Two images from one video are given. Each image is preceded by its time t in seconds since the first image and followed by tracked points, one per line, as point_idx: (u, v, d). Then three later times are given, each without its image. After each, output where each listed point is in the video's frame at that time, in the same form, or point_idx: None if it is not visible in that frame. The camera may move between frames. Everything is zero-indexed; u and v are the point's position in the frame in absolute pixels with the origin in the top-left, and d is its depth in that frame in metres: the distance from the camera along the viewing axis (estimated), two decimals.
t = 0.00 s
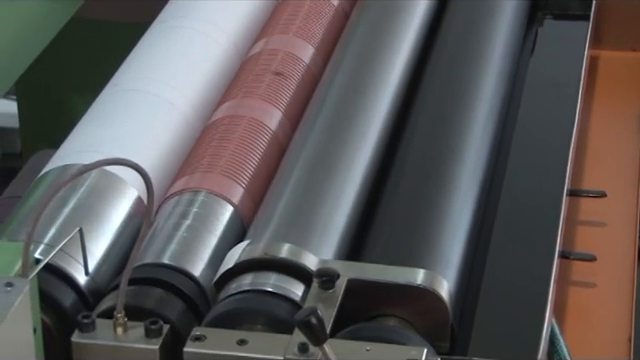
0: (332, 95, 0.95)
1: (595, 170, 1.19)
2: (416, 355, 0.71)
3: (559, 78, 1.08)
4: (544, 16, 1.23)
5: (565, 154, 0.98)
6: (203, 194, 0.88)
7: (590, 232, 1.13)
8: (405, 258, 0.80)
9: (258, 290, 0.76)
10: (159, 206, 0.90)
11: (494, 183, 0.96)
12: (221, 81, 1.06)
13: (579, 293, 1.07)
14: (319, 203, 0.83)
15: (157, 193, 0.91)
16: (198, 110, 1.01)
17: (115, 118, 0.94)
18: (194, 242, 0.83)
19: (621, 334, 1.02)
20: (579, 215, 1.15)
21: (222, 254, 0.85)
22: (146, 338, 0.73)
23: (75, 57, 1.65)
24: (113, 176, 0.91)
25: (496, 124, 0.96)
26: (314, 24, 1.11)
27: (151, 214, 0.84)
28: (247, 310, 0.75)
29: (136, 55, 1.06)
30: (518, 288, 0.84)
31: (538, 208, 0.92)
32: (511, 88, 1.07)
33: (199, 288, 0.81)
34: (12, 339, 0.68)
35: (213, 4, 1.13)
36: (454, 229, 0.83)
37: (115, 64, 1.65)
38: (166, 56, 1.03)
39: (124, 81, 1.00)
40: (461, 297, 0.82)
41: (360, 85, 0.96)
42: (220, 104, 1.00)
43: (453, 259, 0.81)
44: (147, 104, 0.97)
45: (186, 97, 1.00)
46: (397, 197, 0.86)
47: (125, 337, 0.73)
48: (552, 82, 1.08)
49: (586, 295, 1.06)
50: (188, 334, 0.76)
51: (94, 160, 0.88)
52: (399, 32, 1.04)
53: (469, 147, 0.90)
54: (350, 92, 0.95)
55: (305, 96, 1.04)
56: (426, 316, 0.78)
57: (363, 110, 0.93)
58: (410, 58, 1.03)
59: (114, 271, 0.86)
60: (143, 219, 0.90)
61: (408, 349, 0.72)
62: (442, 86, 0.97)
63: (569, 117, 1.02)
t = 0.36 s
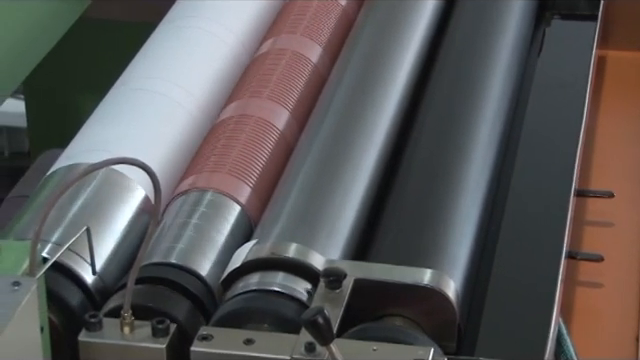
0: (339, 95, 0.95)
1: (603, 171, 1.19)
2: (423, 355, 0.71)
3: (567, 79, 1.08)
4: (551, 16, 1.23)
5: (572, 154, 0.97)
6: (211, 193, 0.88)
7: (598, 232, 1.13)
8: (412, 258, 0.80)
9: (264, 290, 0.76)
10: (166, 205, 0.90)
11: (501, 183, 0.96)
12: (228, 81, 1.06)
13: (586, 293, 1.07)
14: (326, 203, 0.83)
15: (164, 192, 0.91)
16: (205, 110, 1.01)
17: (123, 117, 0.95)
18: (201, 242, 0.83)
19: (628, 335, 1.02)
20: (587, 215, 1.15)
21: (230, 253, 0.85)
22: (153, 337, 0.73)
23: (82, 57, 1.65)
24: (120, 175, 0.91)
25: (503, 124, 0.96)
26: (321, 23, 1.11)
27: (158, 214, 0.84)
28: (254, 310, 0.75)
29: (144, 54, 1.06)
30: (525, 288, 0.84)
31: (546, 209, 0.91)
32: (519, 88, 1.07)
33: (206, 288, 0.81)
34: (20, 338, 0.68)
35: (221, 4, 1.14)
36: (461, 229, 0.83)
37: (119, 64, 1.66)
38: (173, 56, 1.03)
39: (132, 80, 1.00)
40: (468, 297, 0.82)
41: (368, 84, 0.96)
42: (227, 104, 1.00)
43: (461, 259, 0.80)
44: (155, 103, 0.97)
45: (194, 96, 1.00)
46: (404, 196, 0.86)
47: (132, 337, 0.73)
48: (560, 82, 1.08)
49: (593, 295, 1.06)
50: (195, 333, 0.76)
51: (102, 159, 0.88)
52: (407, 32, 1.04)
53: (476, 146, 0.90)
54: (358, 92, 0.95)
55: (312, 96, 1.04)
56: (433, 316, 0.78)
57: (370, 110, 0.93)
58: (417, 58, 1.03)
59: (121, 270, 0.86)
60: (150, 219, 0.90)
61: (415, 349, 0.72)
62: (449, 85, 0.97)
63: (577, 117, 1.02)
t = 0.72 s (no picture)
0: (347, 94, 0.95)
1: (611, 171, 1.19)
2: (430, 355, 0.71)
3: (575, 79, 1.09)
4: (560, 16, 1.24)
5: (580, 155, 0.97)
6: (218, 192, 0.88)
7: (606, 232, 1.13)
8: (419, 258, 0.80)
9: (271, 289, 0.76)
10: (174, 204, 0.90)
11: (509, 184, 0.96)
12: (236, 80, 1.06)
13: (594, 293, 1.07)
14: (333, 203, 0.83)
15: (171, 191, 0.91)
16: (213, 109, 1.01)
17: (130, 116, 0.95)
18: (208, 241, 0.83)
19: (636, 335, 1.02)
20: (595, 216, 1.15)
21: (237, 252, 0.85)
22: (160, 336, 0.74)
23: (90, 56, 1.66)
24: (128, 175, 0.91)
25: (511, 123, 0.96)
26: (328, 23, 1.11)
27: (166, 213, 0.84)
28: (261, 309, 0.75)
29: (152, 53, 1.06)
30: (532, 288, 0.84)
31: (553, 209, 0.91)
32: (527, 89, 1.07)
33: (213, 287, 0.81)
34: (28, 335, 0.68)
35: (229, 4, 1.14)
36: (469, 229, 0.82)
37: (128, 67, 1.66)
38: (181, 55, 1.03)
39: (140, 79, 1.01)
40: (475, 297, 0.82)
41: (376, 84, 0.96)
42: (235, 103, 1.01)
43: (468, 259, 0.80)
44: (162, 102, 0.97)
45: (202, 95, 1.00)
46: (411, 196, 0.86)
47: (140, 336, 0.73)
48: (568, 83, 1.08)
49: (602, 296, 1.06)
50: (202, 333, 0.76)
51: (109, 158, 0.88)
52: (415, 31, 1.04)
53: (483, 146, 0.90)
54: (366, 92, 0.95)
55: (320, 96, 1.04)
56: (439, 316, 0.78)
57: (378, 109, 0.93)
58: (425, 58, 1.04)
59: (129, 270, 0.86)
60: (157, 218, 0.90)
61: (422, 349, 0.72)
62: (457, 85, 0.97)
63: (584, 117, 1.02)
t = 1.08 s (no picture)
0: (355, 94, 0.95)
1: (619, 172, 1.19)
2: (437, 355, 0.71)
3: (584, 80, 1.09)
4: (568, 16, 1.24)
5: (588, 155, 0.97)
6: (226, 192, 0.88)
7: (614, 232, 1.13)
8: (427, 257, 0.79)
9: (279, 289, 0.76)
10: (181, 204, 0.90)
11: (517, 184, 0.96)
12: (244, 80, 1.06)
13: (601, 293, 1.06)
14: (341, 202, 0.83)
15: (179, 190, 0.91)
16: (221, 109, 1.01)
17: (139, 115, 0.95)
18: (216, 241, 0.83)
19: None
20: (604, 216, 1.15)
21: (245, 251, 0.85)
22: (168, 335, 0.74)
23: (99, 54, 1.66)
24: (136, 174, 0.91)
25: (519, 123, 0.96)
26: (337, 22, 1.11)
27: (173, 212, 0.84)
28: (268, 309, 0.75)
29: (160, 53, 1.06)
30: (539, 288, 0.84)
31: (561, 210, 0.91)
32: (535, 89, 1.06)
33: (220, 287, 0.81)
34: (37, 334, 0.68)
35: (237, 3, 1.14)
36: (477, 229, 0.82)
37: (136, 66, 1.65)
38: (190, 55, 1.04)
39: (148, 78, 1.01)
40: (483, 297, 0.82)
41: (384, 84, 0.96)
42: (243, 103, 1.01)
43: (476, 259, 0.80)
44: (170, 102, 0.97)
45: (210, 95, 1.00)
46: (419, 195, 0.86)
47: (147, 335, 0.73)
48: (577, 83, 1.08)
49: (610, 296, 1.06)
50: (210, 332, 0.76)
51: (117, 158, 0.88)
52: (423, 31, 1.04)
53: (491, 146, 0.90)
54: (373, 91, 0.95)
55: (328, 96, 1.04)
56: (447, 316, 0.78)
57: (386, 109, 0.93)
58: (433, 58, 1.04)
59: (137, 269, 0.86)
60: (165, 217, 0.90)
61: (429, 349, 0.72)
62: (465, 85, 0.97)
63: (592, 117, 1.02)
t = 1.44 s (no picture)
0: (362, 94, 0.95)
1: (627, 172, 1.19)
2: (444, 355, 0.71)
3: (591, 80, 1.09)
4: (576, 16, 1.24)
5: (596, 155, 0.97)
6: (233, 191, 0.88)
7: (621, 233, 1.13)
8: (434, 257, 0.79)
9: (286, 288, 0.76)
10: (189, 203, 0.90)
11: (524, 183, 0.96)
12: (251, 79, 1.06)
13: (608, 294, 1.06)
14: (349, 202, 0.83)
15: (186, 190, 0.91)
16: (228, 108, 1.01)
17: (146, 115, 0.95)
18: (223, 240, 0.83)
19: None
20: (611, 216, 1.15)
21: (252, 251, 0.85)
22: (175, 335, 0.74)
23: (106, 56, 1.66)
24: (143, 173, 0.91)
25: (526, 123, 0.96)
26: (344, 22, 1.11)
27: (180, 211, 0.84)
28: (275, 308, 0.75)
29: (167, 52, 1.06)
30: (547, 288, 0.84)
31: (568, 211, 0.91)
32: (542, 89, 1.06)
33: (227, 286, 0.81)
34: (44, 333, 0.68)
35: (245, 3, 1.14)
36: (484, 229, 0.82)
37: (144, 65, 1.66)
38: (197, 54, 1.04)
39: (156, 78, 1.01)
40: (491, 297, 0.82)
41: (391, 84, 0.96)
42: (250, 102, 1.01)
43: (483, 259, 0.80)
44: (178, 101, 0.97)
45: (217, 94, 1.00)
46: (426, 195, 0.86)
47: (155, 334, 0.73)
48: (584, 83, 1.08)
49: (617, 297, 1.06)
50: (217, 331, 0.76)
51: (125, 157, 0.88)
52: (430, 31, 1.04)
53: (498, 146, 0.90)
54: (381, 91, 0.95)
55: (336, 96, 1.04)
56: (454, 316, 0.78)
57: (393, 109, 0.93)
58: (440, 58, 1.03)
59: (143, 268, 0.86)
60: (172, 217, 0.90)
61: (436, 349, 0.71)
62: (473, 85, 0.97)
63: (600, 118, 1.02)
